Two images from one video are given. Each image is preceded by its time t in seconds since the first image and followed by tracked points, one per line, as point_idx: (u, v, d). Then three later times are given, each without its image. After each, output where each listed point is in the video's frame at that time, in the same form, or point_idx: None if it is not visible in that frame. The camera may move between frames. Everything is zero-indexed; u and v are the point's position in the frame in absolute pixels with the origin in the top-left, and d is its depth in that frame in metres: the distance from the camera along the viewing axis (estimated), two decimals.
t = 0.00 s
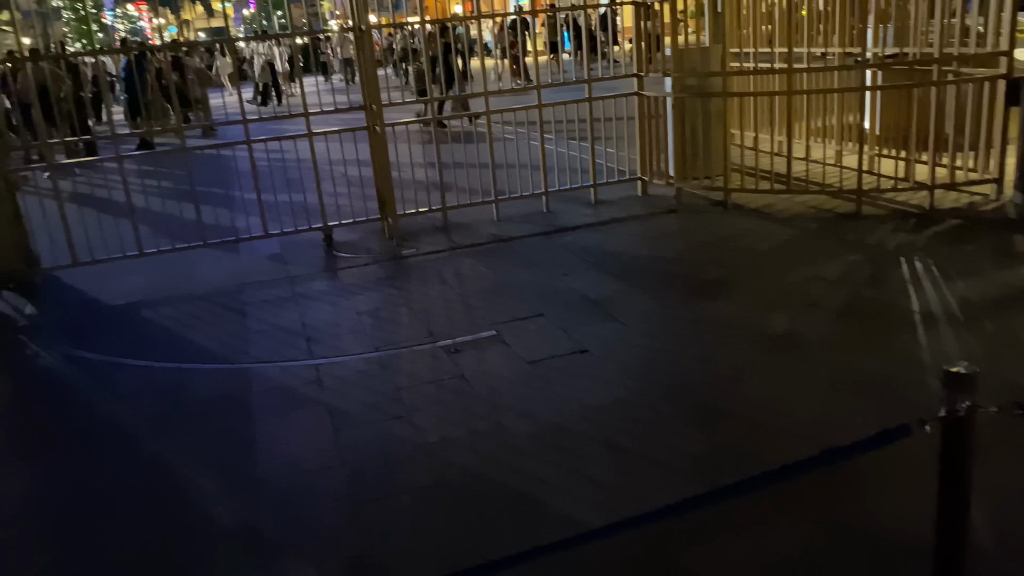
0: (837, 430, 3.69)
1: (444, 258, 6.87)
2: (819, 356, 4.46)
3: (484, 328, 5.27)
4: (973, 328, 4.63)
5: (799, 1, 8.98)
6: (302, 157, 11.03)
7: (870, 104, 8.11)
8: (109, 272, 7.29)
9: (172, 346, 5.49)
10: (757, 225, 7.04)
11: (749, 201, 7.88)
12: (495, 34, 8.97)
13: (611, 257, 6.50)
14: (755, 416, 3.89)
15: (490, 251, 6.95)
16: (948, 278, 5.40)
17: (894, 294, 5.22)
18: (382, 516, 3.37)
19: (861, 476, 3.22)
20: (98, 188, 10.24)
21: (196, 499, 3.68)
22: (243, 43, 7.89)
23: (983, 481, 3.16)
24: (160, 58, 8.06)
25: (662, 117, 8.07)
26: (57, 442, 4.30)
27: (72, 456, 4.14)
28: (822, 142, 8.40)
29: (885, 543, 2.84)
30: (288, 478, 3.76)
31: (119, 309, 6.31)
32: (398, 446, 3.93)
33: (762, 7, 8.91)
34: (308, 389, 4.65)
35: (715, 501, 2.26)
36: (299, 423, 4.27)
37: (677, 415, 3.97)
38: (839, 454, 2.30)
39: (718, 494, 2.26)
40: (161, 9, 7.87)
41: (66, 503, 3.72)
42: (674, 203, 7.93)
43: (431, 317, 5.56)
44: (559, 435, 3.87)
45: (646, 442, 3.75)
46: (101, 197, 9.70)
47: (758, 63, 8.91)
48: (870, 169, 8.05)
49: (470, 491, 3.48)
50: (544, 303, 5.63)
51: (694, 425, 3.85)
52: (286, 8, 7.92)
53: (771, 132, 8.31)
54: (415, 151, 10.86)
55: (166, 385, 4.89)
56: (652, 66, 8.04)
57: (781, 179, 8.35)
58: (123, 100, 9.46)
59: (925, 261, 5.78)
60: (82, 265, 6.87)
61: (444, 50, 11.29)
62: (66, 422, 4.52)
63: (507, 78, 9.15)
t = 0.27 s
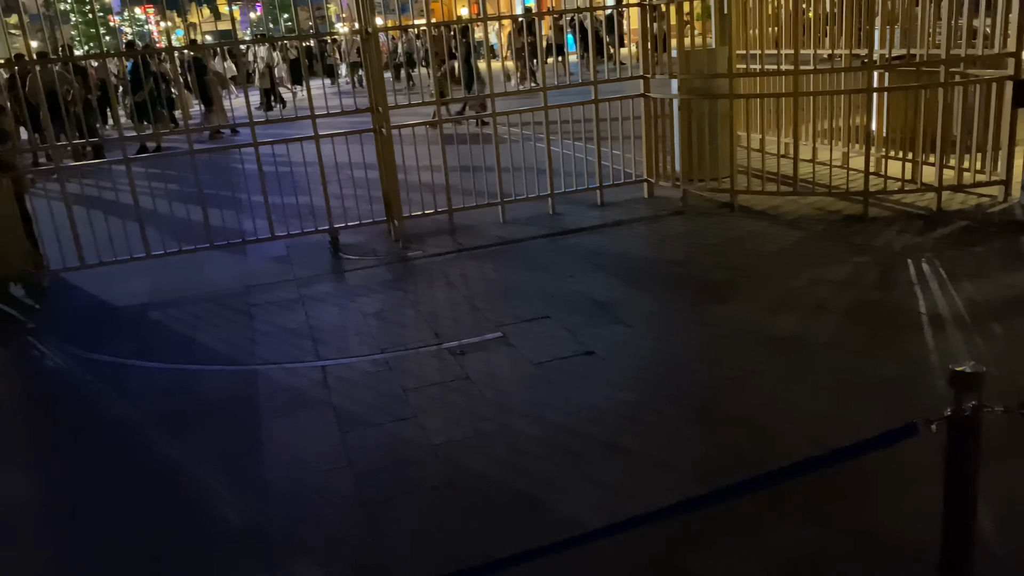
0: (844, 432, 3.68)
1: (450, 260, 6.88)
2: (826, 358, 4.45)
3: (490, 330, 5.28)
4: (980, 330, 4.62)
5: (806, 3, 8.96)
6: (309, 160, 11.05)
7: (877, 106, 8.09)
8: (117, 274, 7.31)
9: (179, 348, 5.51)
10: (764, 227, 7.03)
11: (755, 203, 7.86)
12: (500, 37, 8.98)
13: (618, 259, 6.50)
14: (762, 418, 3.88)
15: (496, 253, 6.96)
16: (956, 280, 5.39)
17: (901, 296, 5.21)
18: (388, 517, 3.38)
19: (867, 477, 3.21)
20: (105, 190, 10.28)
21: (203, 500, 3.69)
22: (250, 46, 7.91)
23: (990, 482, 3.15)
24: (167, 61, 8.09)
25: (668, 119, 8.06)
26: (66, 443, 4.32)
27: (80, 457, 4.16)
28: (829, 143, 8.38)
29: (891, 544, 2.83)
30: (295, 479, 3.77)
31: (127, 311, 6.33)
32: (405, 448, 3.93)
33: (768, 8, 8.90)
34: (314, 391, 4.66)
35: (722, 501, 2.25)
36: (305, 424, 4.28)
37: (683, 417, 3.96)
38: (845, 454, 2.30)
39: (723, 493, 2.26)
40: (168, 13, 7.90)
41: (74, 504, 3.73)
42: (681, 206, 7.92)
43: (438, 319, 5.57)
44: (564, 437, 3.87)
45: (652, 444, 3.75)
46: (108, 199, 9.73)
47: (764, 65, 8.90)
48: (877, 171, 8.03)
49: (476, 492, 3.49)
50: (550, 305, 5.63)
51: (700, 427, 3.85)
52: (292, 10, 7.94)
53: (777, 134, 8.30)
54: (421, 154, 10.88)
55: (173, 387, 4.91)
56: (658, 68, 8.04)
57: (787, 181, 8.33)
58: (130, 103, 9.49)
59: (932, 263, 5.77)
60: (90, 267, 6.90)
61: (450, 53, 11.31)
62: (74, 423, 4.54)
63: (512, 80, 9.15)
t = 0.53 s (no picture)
0: (845, 435, 3.68)
1: (451, 262, 6.88)
2: (827, 360, 4.45)
3: (491, 333, 5.27)
4: (982, 332, 4.62)
5: (806, 5, 8.97)
6: (309, 164, 11.06)
7: (877, 107, 8.09)
8: (117, 277, 7.32)
9: (180, 352, 5.51)
10: (765, 229, 7.03)
11: (756, 205, 7.86)
12: (500, 39, 8.98)
13: (619, 262, 6.50)
14: (764, 420, 3.88)
15: (497, 255, 6.96)
16: (957, 281, 5.38)
17: (902, 298, 5.21)
18: (389, 521, 3.37)
19: (867, 480, 3.20)
20: (106, 194, 10.29)
21: (204, 504, 3.68)
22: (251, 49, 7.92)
23: (993, 484, 3.15)
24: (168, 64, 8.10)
25: (668, 121, 8.07)
26: (67, 447, 4.32)
27: (81, 461, 4.16)
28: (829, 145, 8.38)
29: (894, 547, 2.83)
30: (297, 482, 3.77)
31: (128, 314, 6.33)
32: (406, 451, 3.93)
33: (768, 10, 8.90)
34: (315, 394, 4.66)
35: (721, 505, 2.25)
36: (307, 427, 4.28)
37: (685, 420, 3.96)
38: (847, 457, 2.29)
39: (724, 496, 2.26)
40: (168, 16, 7.91)
41: (75, 508, 3.73)
42: (681, 207, 7.93)
43: (439, 322, 5.57)
44: (566, 440, 3.87)
45: (653, 447, 3.74)
46: (109, 203, 9.74)
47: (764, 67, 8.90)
48: (877, 172, 8.04)
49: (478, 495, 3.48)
50: (551, 308, 5.63)
51: (702, 430, 3.85)
52: (293, 14, 7.95)
53: (777, 136, 8.30)
54: (421, 157, 10.88)
55: (174, 390, 4.91)
56: (658, 70, 8.04)
57: (787, 182, 8.33)
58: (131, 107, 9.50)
59: (933, 264, 5.76)
60: (91, 270, 6.89)
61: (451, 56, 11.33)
62: (75, 428, 4.53)
63: (512, 83, 9.16)
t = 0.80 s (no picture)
0: (841, 435, 3.68)
1: (447, 263, 6.88)
2: (823, 360, 4.45)
3: (487, 334, 5.27)
4: (977, 331, 4.63)
5: (800, 4, 8.98)
6: (304, 165, 11.04)
7: (871, 106, 8.11)
8: (112, 280, 7.30)
9: (175, 354, 5.50)
10: (760, 228, 7.03)
11: (751, 204, 7.86)
12: (495, 40, 8.98)
13: (614, 262, 6.50)
14: (760, 421, 3.88)
15: (493, 256, 6.96)
16: (952, 281, 5.40)
17: (897, 297, 5.21)
18: (384, 523, 3.37)
19: (862, 481, 3.21)
20: (101, 196, 10.26)
21: (199, 507, 3.67)
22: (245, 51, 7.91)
23: (987, 484, 3.15)
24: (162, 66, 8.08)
25: (663, 121, 8.07)
26: (61, 450, 4.30)
27: (75, 465, 4.14)
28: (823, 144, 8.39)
29: (890, 547, 2.83)
30: (292, 485, 3.76)
31: (123, 317, 6.32)
32: (402, 453, 3.93)
33: (762, 10, 8.91)
34: (311, 396, 4.65)
35: (716, 506, 2.24)
36: (302, 430, 4.27)
37: (681, 421, 3.96)
38: (840, 458, 2.29)
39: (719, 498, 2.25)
40: (162, 18, 7.89)
41: (70, 512, 3.71)
42: (676, 207, 7.93)
43: (434, 323, 5.56)
44: (562, 441, 3.87)
45: (649, 448, 3.74)
46: (103, 205, 9.71)
47: (758, 67, 8.91)
48: (872, 171, 8.05)
49: (474, 498, 3.48)
50: (547, 309, 5.63)
51: (698, 431, 3.85)
52: (287, 15, 7.93)
53: (772, 135, 8.31)
54: (417, 158, 10.88)
55: (170, 393, 4.89)
56: (653, 70, 8.05)
57: (782, 182, 8.33)
58: (126, 108, 9.47)
59: (928, 263, 5.77)
60: (85, 273, 6.87)
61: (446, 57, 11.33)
62: (69, 431, 4.52)
63: (507, 84, 9.16)
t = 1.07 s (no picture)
0: (834, 434, 3.69)
1: (440, 264, 6.88)
2: (816, 359, 4.46)
3: (481, 335, 5.27)
4: (968, 329, 4.65)
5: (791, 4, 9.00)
6: (296, 167, 11.03)
7: (863, 105, 8.13)
8: (104, 283, 7.27)
9: (168, 358, 5.48)
10: (753, 227, 7.05)
11: (744, 204, 7.88)
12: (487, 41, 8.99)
13: (608, 263, 6.51)
14: (753, 420, 3.89)
15: (486, 257, 6.96)
16: (943, 279, 5.42)
17: (890, 296, 5.23)
18: (379, 527, 3.36)
19: (855, 481, 3.22)
20: (92, 199, 10.22)
21: (193, 511, 3.66)
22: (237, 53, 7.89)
23: (979, 483, 3.17)
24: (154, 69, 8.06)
25: (656, 121, 8.09)
26: (54, 455, 4.28)
27: (68, 470, 4.13)
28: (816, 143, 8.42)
29: (883, 547, 2.84)
30: (286, 488, 3.75)
31: (116, 320, 6.30)
32: (396, 455, 3.92)
33: (753, 9, 8.93)
34: (305, 399, 4.64)
35: (710, 507, 2.24)
36: (297, 432, 4.27)
37: (675, 421, 3.96)
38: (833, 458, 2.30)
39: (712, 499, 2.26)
40: (154, 20, 7.87)
41: (63, 517, 3.70)
42: (670, 207, 7.95)
43: (428, 324, 5.56)
44: (556, 442, 3.87)
45: (644, 448, 3.75)
46: (96, 208, 9.68)
47: (750, 66, 8.93)
48: (864, 170, 8.08)
49: (469, 500, 3.48)
50: (540, 309, 5.63)
51: (692, 430, 3.86)
52: (279, 17, 7.91)
53: (764, 134, 8.34)
54: (410, 159, 10.88)
55: (163, 396, 4.88)
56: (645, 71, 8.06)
57: (775, 181, 8.36)
58: (117, 111, 9.43)
59: (920, 262, 5.80)
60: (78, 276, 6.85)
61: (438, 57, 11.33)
62: (62, 435, 4.50)
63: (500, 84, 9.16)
